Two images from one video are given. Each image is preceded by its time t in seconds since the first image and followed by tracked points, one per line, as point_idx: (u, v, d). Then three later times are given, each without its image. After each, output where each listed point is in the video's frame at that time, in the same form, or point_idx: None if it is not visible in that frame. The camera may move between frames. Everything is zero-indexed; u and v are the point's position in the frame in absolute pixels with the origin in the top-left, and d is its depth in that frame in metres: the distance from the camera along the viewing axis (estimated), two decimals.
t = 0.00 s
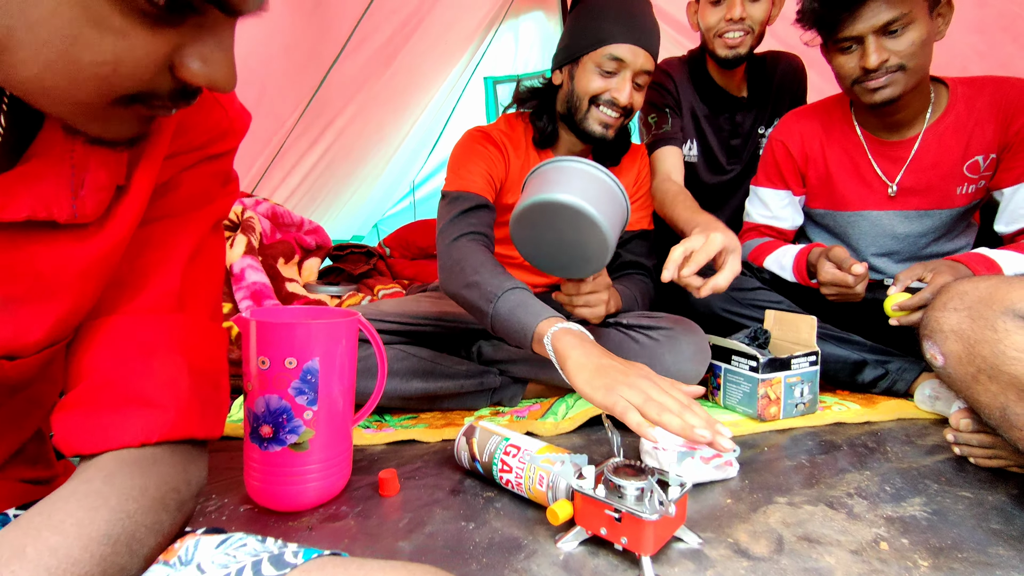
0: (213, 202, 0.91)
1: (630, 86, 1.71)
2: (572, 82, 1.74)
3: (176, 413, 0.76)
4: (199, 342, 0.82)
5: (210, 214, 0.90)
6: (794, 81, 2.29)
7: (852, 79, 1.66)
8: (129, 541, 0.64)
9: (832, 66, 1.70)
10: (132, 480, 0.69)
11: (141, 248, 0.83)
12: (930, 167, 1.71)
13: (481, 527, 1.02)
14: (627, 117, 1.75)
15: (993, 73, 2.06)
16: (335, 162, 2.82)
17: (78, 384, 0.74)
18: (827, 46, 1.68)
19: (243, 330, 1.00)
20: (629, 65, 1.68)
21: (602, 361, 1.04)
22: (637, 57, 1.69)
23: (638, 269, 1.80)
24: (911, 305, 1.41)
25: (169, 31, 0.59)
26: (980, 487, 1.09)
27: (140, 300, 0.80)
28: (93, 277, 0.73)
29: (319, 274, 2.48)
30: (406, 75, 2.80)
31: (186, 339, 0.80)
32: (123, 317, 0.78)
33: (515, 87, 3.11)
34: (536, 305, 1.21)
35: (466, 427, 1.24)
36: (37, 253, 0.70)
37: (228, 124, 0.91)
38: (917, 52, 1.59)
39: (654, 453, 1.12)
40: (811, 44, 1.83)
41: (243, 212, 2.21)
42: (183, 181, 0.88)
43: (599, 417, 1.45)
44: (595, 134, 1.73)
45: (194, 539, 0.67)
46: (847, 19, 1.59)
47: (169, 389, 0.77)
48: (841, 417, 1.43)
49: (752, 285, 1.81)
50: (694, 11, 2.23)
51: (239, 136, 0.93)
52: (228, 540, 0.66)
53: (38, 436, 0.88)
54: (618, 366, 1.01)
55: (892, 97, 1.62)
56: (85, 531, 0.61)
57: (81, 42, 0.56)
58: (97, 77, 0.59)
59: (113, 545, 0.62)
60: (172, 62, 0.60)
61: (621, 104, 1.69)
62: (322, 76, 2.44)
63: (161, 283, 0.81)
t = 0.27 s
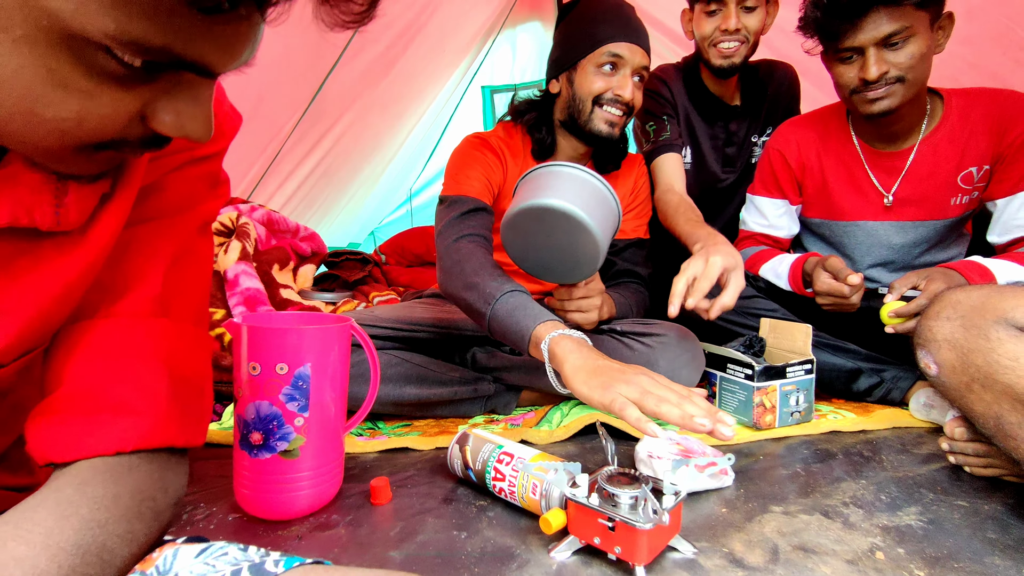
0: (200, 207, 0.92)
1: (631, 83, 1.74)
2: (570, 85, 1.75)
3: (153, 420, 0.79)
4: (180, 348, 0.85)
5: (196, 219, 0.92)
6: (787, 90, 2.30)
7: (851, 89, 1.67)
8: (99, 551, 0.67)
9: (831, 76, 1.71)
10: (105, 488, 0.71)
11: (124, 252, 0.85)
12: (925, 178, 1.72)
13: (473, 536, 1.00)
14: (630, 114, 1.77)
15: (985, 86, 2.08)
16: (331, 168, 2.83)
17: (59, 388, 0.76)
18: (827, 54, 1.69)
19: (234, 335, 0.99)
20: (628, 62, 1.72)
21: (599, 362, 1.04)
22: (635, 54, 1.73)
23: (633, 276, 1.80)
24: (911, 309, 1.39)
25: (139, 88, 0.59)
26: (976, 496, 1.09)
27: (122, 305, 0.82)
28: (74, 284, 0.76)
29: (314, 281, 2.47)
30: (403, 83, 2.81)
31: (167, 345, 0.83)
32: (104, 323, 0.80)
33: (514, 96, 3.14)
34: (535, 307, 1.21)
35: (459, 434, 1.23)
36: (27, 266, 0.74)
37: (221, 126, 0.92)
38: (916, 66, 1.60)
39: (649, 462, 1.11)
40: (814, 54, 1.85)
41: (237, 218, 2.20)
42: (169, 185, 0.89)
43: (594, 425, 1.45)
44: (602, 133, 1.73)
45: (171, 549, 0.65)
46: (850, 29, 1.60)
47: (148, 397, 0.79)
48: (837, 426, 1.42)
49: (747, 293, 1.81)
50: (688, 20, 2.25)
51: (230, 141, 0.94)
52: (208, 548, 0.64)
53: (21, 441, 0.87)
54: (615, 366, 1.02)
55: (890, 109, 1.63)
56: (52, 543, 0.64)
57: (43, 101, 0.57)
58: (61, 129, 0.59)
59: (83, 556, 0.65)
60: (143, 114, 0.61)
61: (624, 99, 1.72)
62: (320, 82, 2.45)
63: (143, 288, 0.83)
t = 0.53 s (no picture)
0: (192, 218, 0.92)
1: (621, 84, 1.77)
2: (560, 94, 1.75)
3: (135, 435, 0.77)
4: (164, 361, 0.84)
5: (187, 230, 0.92)
6: (775, 108, 2.33)
7: (845, 103, 1.68)
8: (78, 568, 0.66)
9: (827, 90, 1.72)
10: (84, 504, 0.70)
11: (113, 264, 0.85)
12: (919, 192, 1.73)
13: (464, 550, 0.99)
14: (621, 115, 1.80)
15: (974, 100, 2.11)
16: (327, 177, 2.83)
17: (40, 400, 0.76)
18: (824, 69, 1.71)
19: (224, 345, 0.98)
20: (616, 64, 1.74)
21: (588, 384, 1.03)
22: (621, 57, 1.76)
23: (628, 286, 1.80)
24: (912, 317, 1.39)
25: (131, 110, 0.60)
26: (971, 510, 1.08)
27: (107, 316, 0.81)
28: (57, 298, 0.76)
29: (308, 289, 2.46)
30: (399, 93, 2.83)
31: (151, 358, 0.82)
32: (88, 334, 0.79)
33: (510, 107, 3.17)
34: (529, 322, 1.20)
35: (452, 446, 1.22)
36: (16, 278, 0.75)
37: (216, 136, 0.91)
38: (910, 84, 1.62)
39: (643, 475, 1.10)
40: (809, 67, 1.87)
41: (232, 226, 2.18)
42: (159, 194, 0.89)
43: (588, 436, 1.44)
44: (599, 136, 1.74)
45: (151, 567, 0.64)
46: (846, 45, 1.62)
47: (131, 410, 0.78)
48: (831, 438, 1.42)
49: (741, 304, 1.81)
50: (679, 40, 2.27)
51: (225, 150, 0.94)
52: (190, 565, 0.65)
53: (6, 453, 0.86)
54: (603, 389, 1.00)
55: (883, 125, 1.65)
56: (28, 560, 0.62)
57: (36, 121, 0.58)
58: (52, 148, 0.61)
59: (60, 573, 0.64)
60: (136, 133, 0.62)
61: (616, 101, 1.74)
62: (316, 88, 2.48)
63: (129, 299, 0.83)
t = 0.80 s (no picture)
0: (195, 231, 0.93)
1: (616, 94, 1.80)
2: (557, 106, 1.77)
3: (133, 447, 0.77)
4: (164, 374, 0.84)
5: (191, 243, 0.92)
6: (777, 122, 2.36)
7: (841, 118, 1.71)
8: None
9: (823, 104, 1.74)
10: (80, 518, 0.70)
11: (114, 276, 0.85)
12: (913, 207, 1.75)
13: (461, 563, 0.99)
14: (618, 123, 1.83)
15: (964, 116, 2.14)
16: (325, 185, 2.84)
17: (38, 412, 0.76)
18: (820, 84, 1.73)
19: (221, 356, 0.98)
20: (611, 75, 1.77)
21: (586, 399, 1.03)
22: (615, 67, 1.79)
23: (624, 296, 1.81)
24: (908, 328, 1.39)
25: (145, 129, 0.62)
26: (967, 524, 1.09)
27: (107, 328, 0.82)
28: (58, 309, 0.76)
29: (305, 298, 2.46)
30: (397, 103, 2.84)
31: (150, 370, 0.82)
32: (89, 346, 0.79)
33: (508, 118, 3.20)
34: (528, 334, 1.20)
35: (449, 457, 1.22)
36: (20, 290, 0.75)
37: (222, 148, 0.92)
38: (904, 101, 1.64)
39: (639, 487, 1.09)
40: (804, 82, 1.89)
41: (230, 235, 2.18)
42: (163, 207, 0.89)
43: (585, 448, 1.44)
44: (597, 146, 1.75)
45: None
46: (843, 61, 1.64)
47: (129, 422, 0.78)
48: (827, 451, 1.42)
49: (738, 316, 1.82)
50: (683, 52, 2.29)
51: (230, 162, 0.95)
52: None
53: None
54: (602, 404, 1.00)
55: (877, 141, 1.67)
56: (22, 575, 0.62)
57: (53, 139, 0.60)
58: (68, 165, 0.63)
59: None
60: (147, 150, 0.64)
61: (613, 110, 1.77)
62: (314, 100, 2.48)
63: (129, 311, 0.83)
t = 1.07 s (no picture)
0: (193, 238, 0.93)
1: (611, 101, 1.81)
2: (554, 114, 1.77)
3: (129, 453, 0.77)
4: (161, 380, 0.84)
5: (190, 250, 0.92)
6: (767, 131, 2.37)
7: (838, 127, 1.72)
8: None
9: (820, 113, 1.76)
10: (75, 524, 0.69)
11: (112, 282, 0.85)
12: (908, 216, 1.77)
13: (457, 571, 0.98)
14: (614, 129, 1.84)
15: (958, 126, 2.17)
16: (322, 190, 2.84)
17: (34, 418, 0.75)
18: (817, 93, 1.75)
19: (218, 362, 0.97)
20: (606, 82, 1.79)
21: (574, 409, 1.03)
22: (611, 75, 1.80)
23: (621, 303, 1.81)
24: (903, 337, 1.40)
25: (144, 141, 0.62)
26: (962, 532, 1.09)
27: (104, 333, 0.82)
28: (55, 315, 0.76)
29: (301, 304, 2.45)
30: (394, 110, 2.84)
31: (147, 376, 0.82)
32: (85, 352, 0.79)
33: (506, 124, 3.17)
34: (520, 341, 1.20)
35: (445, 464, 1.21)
36: (19, 295, 0.75)
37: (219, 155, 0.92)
38: (900, 110, 1.66)
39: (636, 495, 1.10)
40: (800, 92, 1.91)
41: (227, 240, 2.19)
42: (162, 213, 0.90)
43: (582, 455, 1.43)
44: (593, 153, 1.76)
45: None
46: (839, 71, 1.66)
47: (126, 428, 0.77)
48: (824, 458, 1.42)
49: (734, 323, 1.82)
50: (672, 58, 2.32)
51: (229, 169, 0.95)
52: None
53: None
54: (589, 415, 1.00)
55: (874, 150, 1.69)
56: None
57: (51, 153, 0.60)
58: (65, 178, 0.63)
59: None
60: (146, 161, 0.64)
61: (609, 117, 1.78)
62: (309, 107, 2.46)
63: (127, 317, 0.83)
